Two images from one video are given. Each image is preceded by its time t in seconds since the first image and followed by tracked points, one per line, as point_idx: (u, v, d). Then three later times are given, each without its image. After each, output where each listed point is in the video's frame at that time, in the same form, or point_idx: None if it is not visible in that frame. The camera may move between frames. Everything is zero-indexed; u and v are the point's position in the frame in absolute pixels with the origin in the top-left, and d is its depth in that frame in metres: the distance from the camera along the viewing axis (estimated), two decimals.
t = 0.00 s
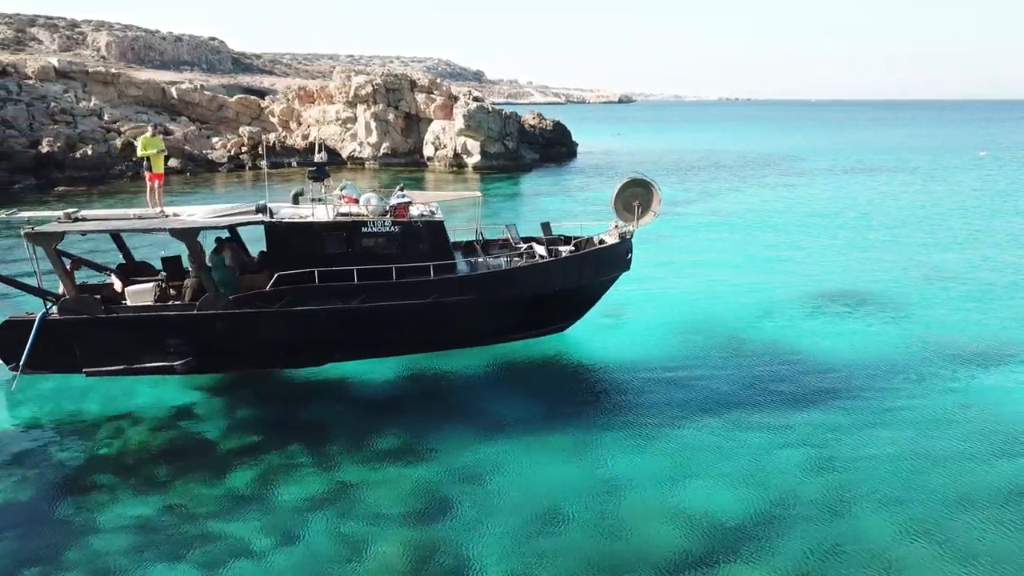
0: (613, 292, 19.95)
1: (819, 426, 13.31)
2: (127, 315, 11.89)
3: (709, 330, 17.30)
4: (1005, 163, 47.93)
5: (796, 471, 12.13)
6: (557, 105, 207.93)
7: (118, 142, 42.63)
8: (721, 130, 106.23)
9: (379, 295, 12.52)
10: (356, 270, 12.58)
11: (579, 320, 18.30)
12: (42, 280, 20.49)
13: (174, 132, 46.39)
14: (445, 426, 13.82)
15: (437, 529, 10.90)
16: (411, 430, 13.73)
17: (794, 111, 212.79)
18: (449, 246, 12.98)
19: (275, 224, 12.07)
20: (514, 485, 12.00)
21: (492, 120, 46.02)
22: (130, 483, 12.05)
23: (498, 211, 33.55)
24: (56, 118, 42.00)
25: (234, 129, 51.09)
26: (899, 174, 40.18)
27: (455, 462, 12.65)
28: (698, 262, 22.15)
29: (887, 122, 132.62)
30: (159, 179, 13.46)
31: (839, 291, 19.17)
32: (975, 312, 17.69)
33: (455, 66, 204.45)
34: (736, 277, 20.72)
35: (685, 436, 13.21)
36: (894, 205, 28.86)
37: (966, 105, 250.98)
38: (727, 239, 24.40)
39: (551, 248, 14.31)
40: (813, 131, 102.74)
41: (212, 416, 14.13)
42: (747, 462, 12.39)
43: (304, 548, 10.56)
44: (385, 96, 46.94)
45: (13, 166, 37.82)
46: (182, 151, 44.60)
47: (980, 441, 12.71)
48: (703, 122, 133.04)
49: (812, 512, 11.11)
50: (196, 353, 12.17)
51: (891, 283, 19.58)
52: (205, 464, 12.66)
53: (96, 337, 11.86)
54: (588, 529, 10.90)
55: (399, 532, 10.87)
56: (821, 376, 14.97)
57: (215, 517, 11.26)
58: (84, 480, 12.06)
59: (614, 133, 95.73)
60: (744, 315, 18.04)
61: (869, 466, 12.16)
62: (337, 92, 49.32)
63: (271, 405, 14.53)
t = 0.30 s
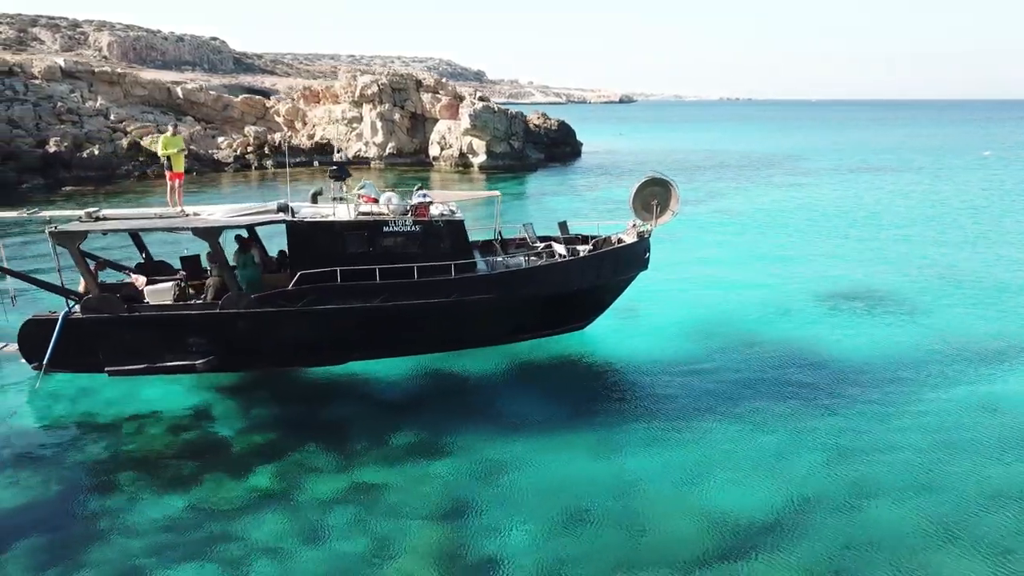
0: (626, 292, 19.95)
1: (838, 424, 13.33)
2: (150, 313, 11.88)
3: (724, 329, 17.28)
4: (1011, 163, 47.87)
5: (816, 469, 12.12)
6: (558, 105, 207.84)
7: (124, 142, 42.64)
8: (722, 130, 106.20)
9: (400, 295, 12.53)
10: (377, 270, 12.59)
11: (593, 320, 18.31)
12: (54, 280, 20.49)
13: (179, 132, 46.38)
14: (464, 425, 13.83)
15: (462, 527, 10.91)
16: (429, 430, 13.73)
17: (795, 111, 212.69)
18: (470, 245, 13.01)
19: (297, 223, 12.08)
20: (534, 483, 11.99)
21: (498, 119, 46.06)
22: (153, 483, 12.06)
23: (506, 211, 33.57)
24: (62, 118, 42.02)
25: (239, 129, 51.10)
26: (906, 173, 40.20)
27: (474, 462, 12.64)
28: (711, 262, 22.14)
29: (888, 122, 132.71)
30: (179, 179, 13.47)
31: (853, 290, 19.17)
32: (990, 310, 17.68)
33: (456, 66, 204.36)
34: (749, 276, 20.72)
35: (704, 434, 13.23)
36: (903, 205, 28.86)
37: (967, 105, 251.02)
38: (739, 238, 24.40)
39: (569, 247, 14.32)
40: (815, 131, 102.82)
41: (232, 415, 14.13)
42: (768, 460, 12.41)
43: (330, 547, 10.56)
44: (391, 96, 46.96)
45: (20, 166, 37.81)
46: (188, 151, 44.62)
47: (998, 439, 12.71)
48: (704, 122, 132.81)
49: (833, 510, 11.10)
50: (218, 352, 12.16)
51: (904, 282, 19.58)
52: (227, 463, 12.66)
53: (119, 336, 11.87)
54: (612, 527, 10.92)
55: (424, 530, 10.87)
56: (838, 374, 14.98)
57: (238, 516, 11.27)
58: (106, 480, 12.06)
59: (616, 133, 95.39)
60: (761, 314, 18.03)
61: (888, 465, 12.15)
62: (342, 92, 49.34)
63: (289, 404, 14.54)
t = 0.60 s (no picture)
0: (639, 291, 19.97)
1: (858, 420, 13.34)
2: (173, 312, 11.89)
3: (739, 327, 17.29)
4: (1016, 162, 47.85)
5: (836, 467, 12.13)
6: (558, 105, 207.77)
7: (130, 142, 42.68)
8: (724, 130, 106.22)
9: (422, 293, 12.54)
10: (399, 268, 12.61)
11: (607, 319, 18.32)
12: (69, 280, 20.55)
13: (185, 132, 46.42)
14: (484, 424, 13.84)
15: (488, 527, 10.94)
16: (448, 428, 13.74)
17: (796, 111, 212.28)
18: (491, 244, 13.02)
19: (320, 221, 12.08)
20: (556, 482, 12.00)
21: (504, 119, 46.10)
22: (176, 480, 12.10)
23: (514, 210, 33.58)
24: (68, 117, 42.04)
25: (244, 128, 51.10)
26: (912, 173, 40.17)
27: (495, 460, 12.65)
28: (724, 261, 22.13)
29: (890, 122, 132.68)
30: (200, 178, 13.47)
31: (867, 289, 19.17)
32: (1004, 309, 17.70)
33: (457, 66, 204.27)
34: (762, 274, 20.74)
35: (725, 432, 13.24)
36: (912, 204, 28.88)
37: (967, 105, 250.52)
38: (749, 237, 24.42)
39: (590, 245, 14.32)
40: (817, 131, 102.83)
41: (251, 414, 14.15)
42: (789, 458, 12.42)
43: (356, 546, 10.62)
44: (397, 96, 47.04)
45: (27, 166, 37.81)
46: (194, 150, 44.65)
47: (1018, 436, 12.71)
48: (705, 122, 132.83)
49: (856, 508, 11.11)
50: (240, 351, 12.16)
51: (918, 280, 19.59)
52: (250, 461, 12.70)
53: (141, 335, 11.87)
54: (637, 525, 10.96)
55: (450, 529, 10.91)
56: (856, 372, 14.98)
57: (262, 516, 11.30)
58: (129, 478, 12.11)
59: (618, 134, 94.53)
60: (776, 312, 18.03)
61: (909, 462, 12.15)
62: (348, 92, 49.41)
63: (308, 403, 14.56)
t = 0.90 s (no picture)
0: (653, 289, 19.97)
1: (879, 418, 13.29)
2: (196, 311, 11.90)
3: (755, 325, 17.28)
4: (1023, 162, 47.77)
5: (859, 464, 12.11)
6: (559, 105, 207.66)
7: (137, 142, 42.67)
8: (727, 129, 106.14)
9: (445, 291, 12.56)
10: (421, 266, 12.63)
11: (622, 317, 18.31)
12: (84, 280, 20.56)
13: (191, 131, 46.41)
14: (504, 422, 13.84)
15: (513, 526, 10.93)
16: (469, 426, 13.74)
17: (798, 110, 211.81)
18: (512, 242, 13.03)
19: (343, 220, 12.11)
20: (579, 479, 11.99)
21: (510, 119, 46.13)
22: (200, 479, 12.13)
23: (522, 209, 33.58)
24: (74, 117, 42.03)
25: (250, 128, 51.08)
26: (919, 171, 40.15)
27: (517, 458, 12.64)
28: (737, 259, 22.12)
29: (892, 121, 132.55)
30: (221, 176, 13.50)
31: (882, 287, 19.15)
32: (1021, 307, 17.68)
33: (457, 66, 204.14)
34: (776, 273, 20.73)
35: (746, 430, 13.20)
36: (922, 202, 28.87)
37: (967, 105, 250.34)
38: (760, 236, 24.43)
39: (609, 244, 14.33)
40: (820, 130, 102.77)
41: (271, 412, 14.17)
42: (812, 455, 12.38)
43: (383, 545, 10.64)
44: (403, 95, 47.14)
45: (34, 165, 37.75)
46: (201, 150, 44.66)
47: None
48: (707, 122, 132.74)
49: (881, 505, 11.09)
50: (263, 349, 12.17)
51: (932, 279, 19.58)
52: (273, 460, 12.72)
53: (165, 334, 11.88)
54: (661, 523, 10.92)
55: (476, 529, 10.91)
56: (875, 369, 14.97)
57: (287, 515, 11.31)
58: (154, 477, 12.14)
59: (622, 134, 93.10)
60: (793, 310, 18.02)
61: (931, 459, 12.13)
62: (353, 91, 49.46)
63: (327, 402, 14.57)
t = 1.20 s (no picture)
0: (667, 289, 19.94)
1: (901, 417, 13.23)
2: (221, 310, 11.89)
3: (772, 324, 17.22)
4: None
5: (884, 462, 12.06)
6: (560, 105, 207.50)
7: (143, 141, 42.61)
8: (729, 129, 105.97)
9: (469, 291, 12.57)
10: (444, 266, 12.66)
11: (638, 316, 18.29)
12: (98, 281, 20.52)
13: (197, 131, 46.41)
14: (524, 422, 13.80)
15: (539, 525, 10.87)
16: (490, 426, 13.71)
17: (800, 110, 211.29)
18: (535, 241, 13.05)
19: (366, 219, 12.15)
20: (602, 478, 11.95)
21: (517, 118, 45.97)
22: (223, 481, 12.10)
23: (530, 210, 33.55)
24: (81, 116, 42.03)
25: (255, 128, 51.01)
26: (927, 171, 40.02)
27: (539, 458, 12.60)
28: (751, 259, 22.06)
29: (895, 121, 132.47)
30: (244, 176, 13.56)
31: (897, 286, 19.10)
32: None
33: (458, 66, 204.15)
34: (789, 272, 20.66)
35: (767, 429, 13.14)
36: (933, 202, 28.79)
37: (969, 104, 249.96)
38: (772, 236, 24.39)
39: (628, 243, 14.32)
40: (823, 130, 102.70)
41: (291, 413, 14.15)
42: (835, 454, 12.33)
43: (411, 545, 10.60)
44: (409, 95, 47.06)
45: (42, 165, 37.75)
46: (207, 149, 44.65)
47: None
48: (710, 121, 132.59)
49: (908, 503, 11.05)
50: (288, 349, 12.16)
51: (948, 278, 19.52)
52: (295, 461, 12.68)
53: (189, 334, 11.86)
54: (688, 521, 10.87)
55: (503, 529, 10.86)
56: (894, 367, 14.92)
57: (312, 515, 11.31)
58: (177, 478, 12.11)
59: (625, 134, 92.69)
60: (811, 309, 17.96)
61: (955, 458, 12.09)
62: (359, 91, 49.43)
63: (347, 402, 14.55)
